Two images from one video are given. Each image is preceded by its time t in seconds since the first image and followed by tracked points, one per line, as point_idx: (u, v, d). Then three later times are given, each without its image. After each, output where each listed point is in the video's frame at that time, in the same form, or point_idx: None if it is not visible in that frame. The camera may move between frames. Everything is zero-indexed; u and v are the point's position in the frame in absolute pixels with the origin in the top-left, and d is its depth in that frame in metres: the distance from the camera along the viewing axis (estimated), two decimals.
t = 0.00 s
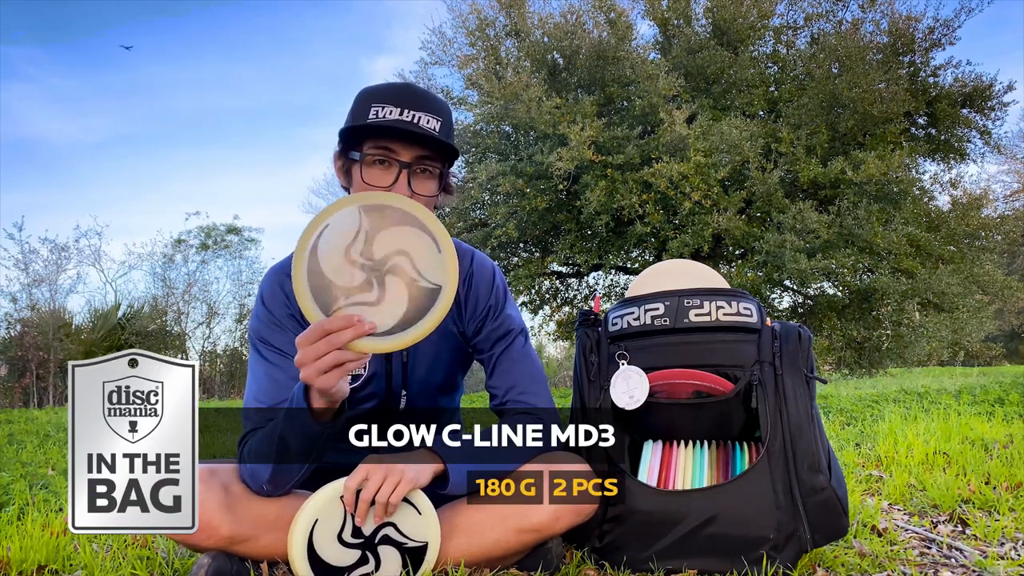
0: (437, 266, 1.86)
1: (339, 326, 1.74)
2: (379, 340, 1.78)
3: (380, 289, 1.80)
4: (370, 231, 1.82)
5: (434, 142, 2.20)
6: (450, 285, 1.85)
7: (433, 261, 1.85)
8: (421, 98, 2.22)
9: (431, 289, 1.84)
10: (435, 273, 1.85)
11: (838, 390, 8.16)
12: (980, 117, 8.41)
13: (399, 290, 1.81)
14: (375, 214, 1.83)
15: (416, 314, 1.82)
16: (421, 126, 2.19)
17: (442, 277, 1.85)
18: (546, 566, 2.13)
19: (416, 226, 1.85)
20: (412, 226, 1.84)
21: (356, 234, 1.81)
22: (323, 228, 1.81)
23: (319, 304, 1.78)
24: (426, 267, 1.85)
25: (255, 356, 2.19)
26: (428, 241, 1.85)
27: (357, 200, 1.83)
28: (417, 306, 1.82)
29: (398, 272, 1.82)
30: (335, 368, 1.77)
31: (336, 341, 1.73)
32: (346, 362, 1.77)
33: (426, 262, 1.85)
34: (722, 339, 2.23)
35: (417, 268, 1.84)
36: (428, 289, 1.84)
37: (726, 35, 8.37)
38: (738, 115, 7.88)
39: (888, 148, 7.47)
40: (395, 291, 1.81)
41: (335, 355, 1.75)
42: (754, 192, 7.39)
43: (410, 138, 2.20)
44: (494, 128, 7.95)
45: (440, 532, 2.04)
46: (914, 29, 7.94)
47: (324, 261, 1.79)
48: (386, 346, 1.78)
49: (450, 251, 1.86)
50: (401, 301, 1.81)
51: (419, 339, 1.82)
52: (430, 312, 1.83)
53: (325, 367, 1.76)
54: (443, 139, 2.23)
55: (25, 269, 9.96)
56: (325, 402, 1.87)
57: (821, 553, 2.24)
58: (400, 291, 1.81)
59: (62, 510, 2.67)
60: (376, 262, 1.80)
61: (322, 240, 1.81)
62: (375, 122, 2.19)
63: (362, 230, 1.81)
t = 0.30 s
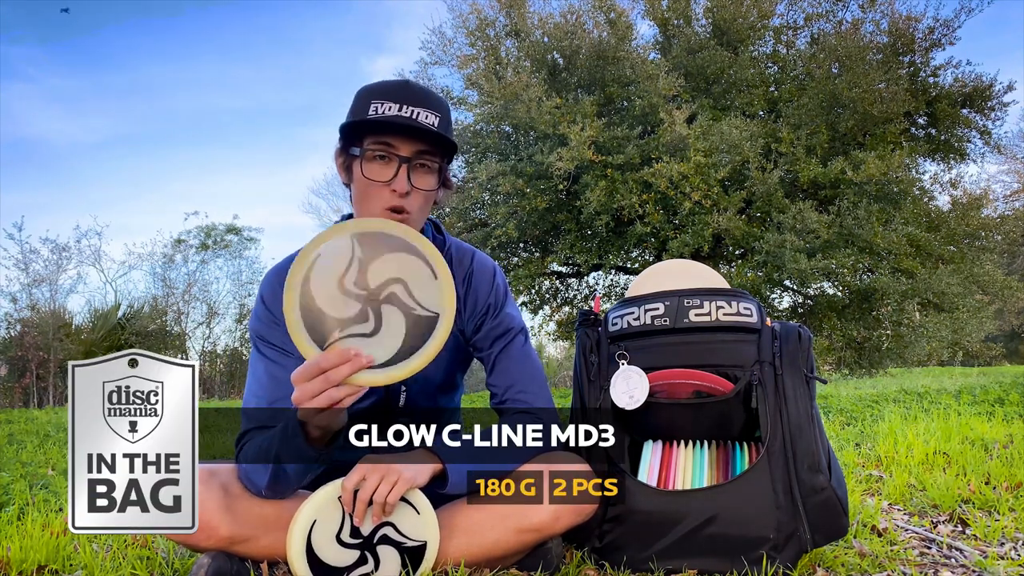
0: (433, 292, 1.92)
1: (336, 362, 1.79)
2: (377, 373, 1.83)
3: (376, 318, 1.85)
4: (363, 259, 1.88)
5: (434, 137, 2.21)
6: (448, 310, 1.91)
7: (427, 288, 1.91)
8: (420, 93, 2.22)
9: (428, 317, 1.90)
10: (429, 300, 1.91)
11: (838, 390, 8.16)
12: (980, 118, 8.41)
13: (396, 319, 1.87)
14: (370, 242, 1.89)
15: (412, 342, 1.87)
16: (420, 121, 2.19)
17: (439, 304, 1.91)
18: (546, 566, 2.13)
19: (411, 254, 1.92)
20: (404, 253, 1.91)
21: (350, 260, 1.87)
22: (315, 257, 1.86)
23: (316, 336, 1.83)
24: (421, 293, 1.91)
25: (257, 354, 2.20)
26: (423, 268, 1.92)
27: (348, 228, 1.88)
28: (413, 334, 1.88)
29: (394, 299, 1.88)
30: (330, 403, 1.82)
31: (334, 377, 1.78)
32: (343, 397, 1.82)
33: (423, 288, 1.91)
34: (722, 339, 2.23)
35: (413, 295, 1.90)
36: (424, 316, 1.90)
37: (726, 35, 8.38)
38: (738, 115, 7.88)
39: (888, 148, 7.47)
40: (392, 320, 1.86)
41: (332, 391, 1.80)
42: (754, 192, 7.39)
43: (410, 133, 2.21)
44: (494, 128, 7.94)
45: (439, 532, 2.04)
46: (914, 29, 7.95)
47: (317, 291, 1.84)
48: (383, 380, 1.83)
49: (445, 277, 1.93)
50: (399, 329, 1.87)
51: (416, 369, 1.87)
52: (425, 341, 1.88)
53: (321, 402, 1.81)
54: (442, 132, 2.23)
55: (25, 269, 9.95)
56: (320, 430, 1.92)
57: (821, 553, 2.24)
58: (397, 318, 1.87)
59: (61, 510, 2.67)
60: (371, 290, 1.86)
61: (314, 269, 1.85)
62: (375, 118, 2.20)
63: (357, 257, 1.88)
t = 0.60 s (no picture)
0: (442, 282, 1.88)
1: (341, 341, 1.77)
2: (381, 355, 1.81)
3: (382, 303, 1.82)
4: (374, 244, 1.83)
5: (468, 133, 2.23)
6: (454, 300, 1.87)
7: (435, 276, 1.87)
8: (455, 95, 2.25)
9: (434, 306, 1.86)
10: (436, 287, 1.87)
11: (838, 390, 8.17)
12: (980, 117, 8.40)
13: (402, 305, 1.83)
14: (380, 227, 1.84)
15: (417, 328, 1.84)
16: (455, 119, 2.21)
17: (446, 295, 1.87)
18: (546, 566, 2.13)
19: (420, 242, 1.87)
20: (416, 240, 1.86)
21: (360, 246, 1.82)
22: (326, 239, 1.82)
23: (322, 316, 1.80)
24: (429, 283, 1.87)
25: (273, 347, 2.21)
26: (433, 257, 1.88)
27: (361, 211, 1.84)
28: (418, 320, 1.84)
29: (402, 286, 1.84)
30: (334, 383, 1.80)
31: (338, 356, 1.76)
32: (347, 377, 1.80)
33: (431, 278, 1.87)
34: (722, 338, 2.23)
35: (421, 284, 1.86)
36: (431, 304, 1.86)
37: (726, 35, 8.37)
38: (738, 115, 7.88)
39: (888, 148, 7.48)
40: (397, 305, 1.83)
41: (335, 371, 1.78)
42: (754, 192, 7.39)
43: (443, 129, 2.23)
44: (494, 128, 7.92)
45: (439, 531, 2.04)
46: (914, 28, 7.94)
47: (325, 272, 1.81)
48: (387, 362, 1.81)
49: (455, 269, 1.88)
50: (404, 315, 1.83)
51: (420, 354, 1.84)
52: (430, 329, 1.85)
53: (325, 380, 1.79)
54: (475, 131, 2.26)
55: (25, 269, 9.95)
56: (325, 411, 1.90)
57: (821, 553, 2.24)
58: (404, 305, 1.83)
59: (61, 510, 2.67)
60: (379, 276, 1.82)
61: (325, 250, 1.82)
62: (411, 112, 2.21)
63: (367, 243, 1.83)
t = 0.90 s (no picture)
0: (450, 248, 1.87)
1: (356, 301, 1.73)
2: (393, 315, 1.79)
3: (394, 268, 1.81)
4: (384, 212, 1.83)
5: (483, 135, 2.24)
6: (459, 265, 1.86)
7: (443, 242, 1.86)
8: (471, 98, 2.27)
9: (442, 270, 1.85)
10: (444, 253, 1.86)
11: (838, 390, 8.17)
12: (980, 117, 8.40)
13: (412, 270, 1.83)
14: (390, 196, 1.84)
15: (427, 292, 1.83)
16: (470, 120, 2.22)
17: (452, 260, 1.86)
18: (546, 566, 2.13)
19: (428, 209, 1.86)
20: (423, 207, 1.85)
21: (371, 215, 1.82)
22: (340, 209, 1.82)
23: (336, 281, 1.79)
24: (437, 248, 1.86)
25: (283, 349, 2.21)
26: (440, 223, 1.86)
27: (372, 182, 1.84)
28: (427, 285, 1.83)
29: (411, 252, 1.83)
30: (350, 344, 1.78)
31: (354, 316, 1.73)
32: (363, 337, 1.78)
33: (437, 244, 1.86)
34: (722, 338, 2.23)
35: (429, 249, 1.85)
36: (439, 269, 1.85)
37: (726, 35, 8.37)
38: (738, 114, 7.88)
39: (888, 148, 7.48)
40: (407, 270, 1.82)
41: (351, 330, 1.74)
42: (754, 192, 7.39)
43: (458, 130, 2.23)
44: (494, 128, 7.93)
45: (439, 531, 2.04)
46: (914, 29, 7.94)
47: (340, 237, 1.80)
48: (399, 322, 1.79)
49: (461, 234, 1.87)
50: (415, 277, 1.83)
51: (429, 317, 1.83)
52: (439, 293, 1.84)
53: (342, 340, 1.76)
54: (490, 133, 2.28)
55: (25, 269, 9.94)
56: (340, 382, 1.91)
57: (821, 553, 2.24)
58: (413, 269, 1.83)
59: (61, 510, 2.67)
60: (389, 242, 1.82)
61: (339, 219, 1.81)
62: (428, 113, 2.22)
63: (378, 211, 1.83)
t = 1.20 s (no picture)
0: (438, 257, 1.88)
1: (342, 316, 1.74)
2: (380, 329, 1.80)
3: (381, 279, 1.82)
4: (370, 222, 1.83)
5: (460, 141, 2.21)
6: (448, 274, 1.88)
7: (431, 251, 1.88)
8: (447, 100, 2.23)
9: (431, 279, 1.87)
10: (433, 263, 1.87)
11: (838, 390, 8.17)
12: (980, 117, 8.40)
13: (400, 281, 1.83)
14: (375, 206, 1.84)
15: (417, 303, 1.84)
16: (446, 126, 2.20)
17: (441, 269, 1.88)
18: (546, 566, 2.13)
19: (415, 219, 1.87)
20: (409, 216, 1.86)
21: (356, 225, 1.82)
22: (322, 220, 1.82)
23: (321, 295, 1.79)
24: (425, 257, 1.87)
25: (275, 355, 2.21)
26: (427, 232, 1.88)
27: (355, 192, 1.84)
28: (416, 296, 1.84)
29: (399, 262, 1.84)
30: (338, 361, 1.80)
31: (341, 331, 1.74)
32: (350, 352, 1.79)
33: (425, 253, 1.87)
34: (722, 339, 2.23)
35: (417, 259, 1.86)
36: (428, 278, 1.86)
37: (726, 35, 8.37)
38: (738, 115, 7.88)
39: (888, 148, 7.48)
40: (395, 281, 1.83)
41: (338, 346, 1.76)
42: (754, 192, 7.39)
43: (435, 137, 2.21)
44: (494, 128, 7.93)
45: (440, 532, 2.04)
46: (914, 29, 7.94)
47: (323, 250, 1.80)
48: (384, 337, 1.80)
49: (448, 242, 1.89)
50: (403, 287, 1.83)
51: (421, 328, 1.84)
52: (429, 304, 1.85)
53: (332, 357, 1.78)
54: (469, 136, 2.25)
55: (25, 269, 9.94)
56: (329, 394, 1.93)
57: (821, 554, 2.24)
58: (401, 279, 1.83)
59: (61, 510, 2.67)
60: (376, 253, 1.82)
61: (322, 231, 1.82)
62: (402, 122, 2.21)
63: (363, 221, 1.83)
